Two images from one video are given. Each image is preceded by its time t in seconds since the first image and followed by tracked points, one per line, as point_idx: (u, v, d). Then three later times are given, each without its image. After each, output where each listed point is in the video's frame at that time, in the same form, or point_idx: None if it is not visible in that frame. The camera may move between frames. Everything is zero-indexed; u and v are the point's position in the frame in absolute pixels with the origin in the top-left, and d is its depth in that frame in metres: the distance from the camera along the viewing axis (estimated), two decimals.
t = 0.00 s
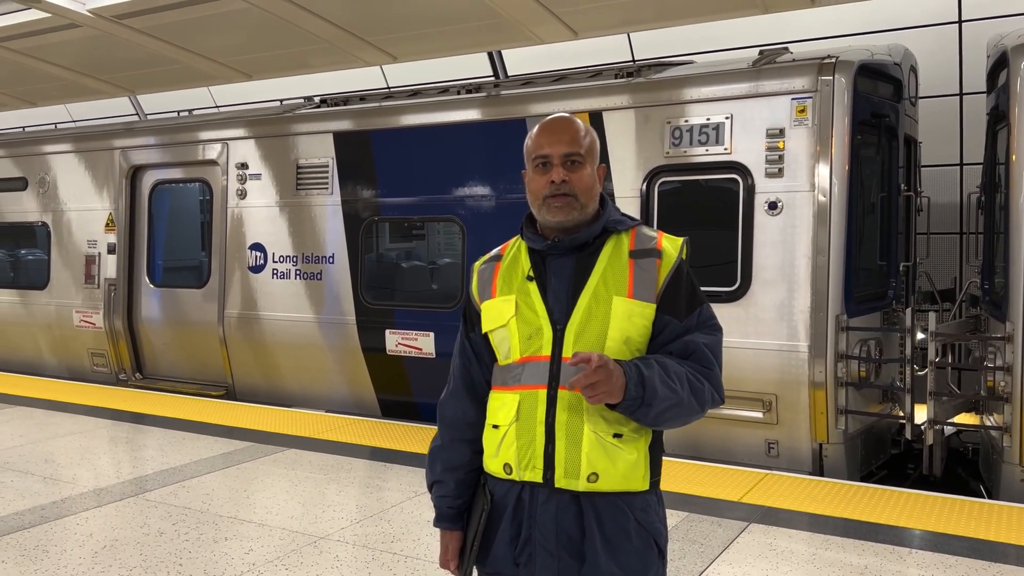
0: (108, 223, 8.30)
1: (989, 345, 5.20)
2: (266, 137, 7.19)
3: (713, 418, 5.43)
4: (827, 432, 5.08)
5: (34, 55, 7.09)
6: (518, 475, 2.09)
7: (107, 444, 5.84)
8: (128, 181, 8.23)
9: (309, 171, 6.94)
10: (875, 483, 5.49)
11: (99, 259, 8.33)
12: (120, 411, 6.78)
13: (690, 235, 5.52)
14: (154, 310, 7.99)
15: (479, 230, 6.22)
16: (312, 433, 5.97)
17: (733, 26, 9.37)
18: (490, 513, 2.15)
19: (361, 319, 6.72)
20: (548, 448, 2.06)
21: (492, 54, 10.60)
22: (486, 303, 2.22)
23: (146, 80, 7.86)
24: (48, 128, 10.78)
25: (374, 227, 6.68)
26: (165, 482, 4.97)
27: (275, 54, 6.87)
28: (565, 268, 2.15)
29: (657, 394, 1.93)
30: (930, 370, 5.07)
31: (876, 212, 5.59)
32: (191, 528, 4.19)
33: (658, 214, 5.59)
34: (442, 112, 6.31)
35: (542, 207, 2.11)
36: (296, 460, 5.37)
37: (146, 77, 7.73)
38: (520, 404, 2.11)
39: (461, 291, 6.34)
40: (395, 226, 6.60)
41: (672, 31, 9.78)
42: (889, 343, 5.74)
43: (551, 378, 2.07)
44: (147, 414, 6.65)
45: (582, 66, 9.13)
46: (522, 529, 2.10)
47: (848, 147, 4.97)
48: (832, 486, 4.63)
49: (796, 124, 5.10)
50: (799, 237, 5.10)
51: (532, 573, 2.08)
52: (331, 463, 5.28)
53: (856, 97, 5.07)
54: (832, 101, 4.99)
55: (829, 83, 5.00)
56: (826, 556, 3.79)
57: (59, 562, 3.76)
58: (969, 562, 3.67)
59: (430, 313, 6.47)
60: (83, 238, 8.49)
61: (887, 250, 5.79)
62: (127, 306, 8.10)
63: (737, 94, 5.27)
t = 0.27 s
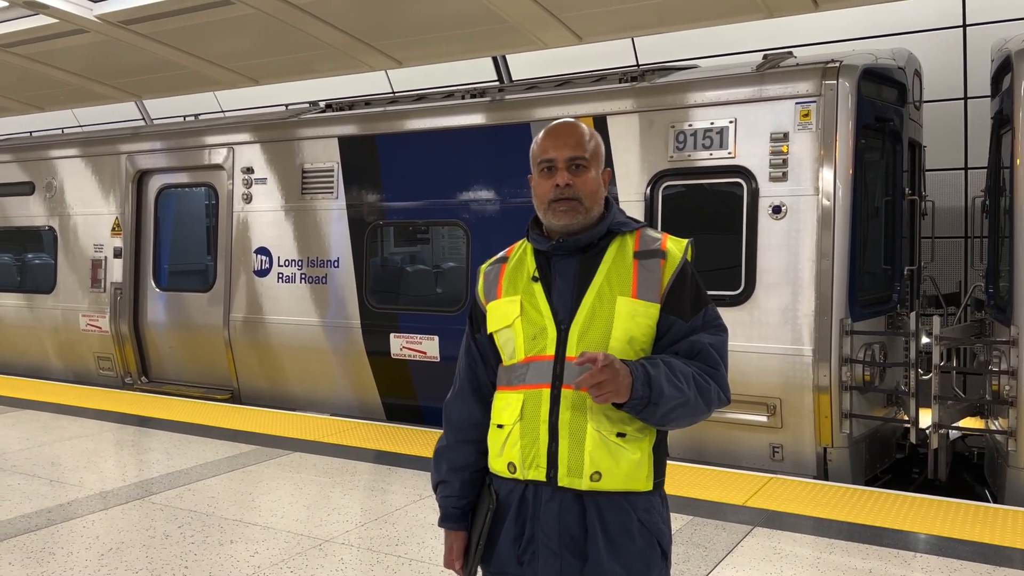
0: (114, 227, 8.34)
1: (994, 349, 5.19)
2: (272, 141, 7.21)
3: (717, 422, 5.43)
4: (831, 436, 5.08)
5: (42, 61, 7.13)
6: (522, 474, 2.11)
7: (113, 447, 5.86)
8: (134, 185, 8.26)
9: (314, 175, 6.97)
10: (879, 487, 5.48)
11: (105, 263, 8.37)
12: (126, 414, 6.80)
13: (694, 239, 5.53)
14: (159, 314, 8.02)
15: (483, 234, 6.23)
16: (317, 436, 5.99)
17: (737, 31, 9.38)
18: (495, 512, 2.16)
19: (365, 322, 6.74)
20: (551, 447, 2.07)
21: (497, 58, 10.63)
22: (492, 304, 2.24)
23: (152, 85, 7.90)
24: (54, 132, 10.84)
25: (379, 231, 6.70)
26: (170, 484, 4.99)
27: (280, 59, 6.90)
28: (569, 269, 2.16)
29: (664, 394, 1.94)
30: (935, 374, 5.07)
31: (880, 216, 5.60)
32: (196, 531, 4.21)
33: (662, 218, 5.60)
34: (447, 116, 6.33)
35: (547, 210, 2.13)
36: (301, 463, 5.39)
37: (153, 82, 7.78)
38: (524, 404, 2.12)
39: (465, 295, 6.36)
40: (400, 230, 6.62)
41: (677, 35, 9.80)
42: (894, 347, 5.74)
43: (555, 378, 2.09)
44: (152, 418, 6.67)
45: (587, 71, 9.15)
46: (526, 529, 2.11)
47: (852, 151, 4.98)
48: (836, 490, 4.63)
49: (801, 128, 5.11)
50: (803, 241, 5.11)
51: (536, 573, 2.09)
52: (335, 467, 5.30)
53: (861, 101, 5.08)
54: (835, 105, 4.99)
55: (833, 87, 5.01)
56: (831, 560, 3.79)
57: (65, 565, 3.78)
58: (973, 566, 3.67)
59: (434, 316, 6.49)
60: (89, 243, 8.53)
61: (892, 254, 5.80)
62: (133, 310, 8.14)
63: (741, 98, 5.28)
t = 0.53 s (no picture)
0: (120, 230, 8.37)
1: (999, 350, 5.19)
2: (277, 144, 7.24)
3: (722, 423, 5.43)
4: (836, 437, 5.08)
5: (48, 64, 7.16)
6: (527, 471, 2.12)
7: (119, 448, 5.88)
8: (140, 188, 8.29)
9: (319, 177, 6.99)
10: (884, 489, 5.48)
11: (111, 265, 8.40)
12: (132, 416, 6.83)
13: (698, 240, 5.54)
14: (165, 315, 8.05)
15: (488, 236, 6.25)
16: (323, 437, 6.00)
17: (741, 33, 9.39)
18: (500, 509, 2.17)
19: (370, 324, 6.76)
20: (556, 444, 2.08)
21: (501, 61, 10.65)
22: (497, 302, 2.25)
23: (158, 88, 7.94)
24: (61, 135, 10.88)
25: (384, 233, 6.72)
26: (176, 485, 5.00)
27: (286, 62, 6.93)
28: (574, 267, 2.17)
29: (669, 392, 1.95)
30: (940, 375, 5.07)
31: (885, 217, 5.60)
32: (203, 531, 4.22)
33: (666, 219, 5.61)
34: (451, 118, 6.34)
35: (552, 210, 2.14)
36: (306, 464, 5.40)
37: (158, 85, 7.81)
38: (530, 401, 2.13)
39: (470, 296, 6.37)
40: (405, 232, 6.64)
41: (681, 37, 9.81)
42: (898, 348, 5.73)
43: (560, 375, 2.10)
44: (158, 419, 6.69)
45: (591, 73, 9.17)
46: (531, 525, 2.11)
47: (856, 152, 4.98)
48: (841, 491, 4.63)
49: (805, 129, 5.11)
50: (807, 241, 5.11)
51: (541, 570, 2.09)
52: (340, 468, 5.31)
53: (865, 103, 5.09)
54: (840, 106, 5.00)
55: (838, 89, 5.02)
56: (836, 561, 3.79)
57: (73, 564, 3.80)
58: (978, 567, 3.67)
59: (439, 318, 6.50)
60: (95, 245, 8.56)
61: (896, 255, 5.80)
62: (139, 312, 8.17)
63: (745, 100, 5.29)
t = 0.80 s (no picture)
0: (124, 232, 8.39)
1: (1003, 351, 5.19)
2: (280, 146, 7.25)
3: (725, 425, 5.43)
4: (839, 438, 5.08)
5: (52, 66, 7.18)
6: (532, 472, 2.12)
7: (123, 450, 5.89)
8: (144, 190, 8.31)
9: (322, 179, 7.00)
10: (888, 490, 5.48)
11: (115, 267, 8.41)
12: (136, 417, 6.84)
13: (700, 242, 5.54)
14: (169, 317, 8.06)
15: (490, 237, 6.25)
16: (326, 439, 6.01)
17: (743, 34, 9.39)
18: (505, 511, 2.18)
19: (373, 326, 6.77)
20: (561, 445, 2.09)
21: (504, 63, 10.66)
22: (502, 304, 2.25)
23: (161, 90, 7.95)
24: (64, 138, 10.91)
25: (387, 235, 6.72)
26: (180, 487, 5.01)
27: (289, 64, 6.94)
28: (579, 269, 2.17)
29: (675, 395, 1.95)
30: (943, 376, 5.06)
31: (887, 219, 5.60)
32: (206, 533, 4.23)
33: (669, 220, 5.61)
34: (454, 120, 6.35)
35: (557, 213, 2.14)
36: (310, 465, 5.41)
37: (161, 87, 7.83)
38: (534, 402, 2.14)
39: (473, 298, 6.37)
40: (408, 234, 6.64)
41: (683, 39, 9.81)
42: (902, 349, 5.73)
43: (565, 376, 2.10)
44: (161, 421, 6.70)
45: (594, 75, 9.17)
46: (535, 526, 2.12)
47: (859, 153, 4.98)
48: (844, 492, 4.63)
49: (807, 131, 5.12)
50: (810, 243, 5.11)
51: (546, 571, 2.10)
52: (344, 469, 5.31)
53: (867, 104, 5.09)
54: (842, 108, 5.01)
55: (841, 90, 5.02)
56: (839, 562, 3.79)
57: (77, 566, 3.81)
58: (982, 568, 3.67)
59: (442, 320, 6.51)
60: (99, 247, 8.58)
61: (899, 256, 5.80)
62: (143, 314, 8.18)
63: (747, 101, 5.30)
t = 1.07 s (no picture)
0: (124, 233, 8.39)
1: (1003, 351, 5.18)
2: (280, 147, 7.25)
3: (725, 426, 5.43)
4: (839, 439, 5.08)
5: (52, 68, 7.19)
6: (532, 474, 2.12)
7: (123, 451, 5.89)
8: (144, 191, 8.31)
9: (322, 180, 7.00)
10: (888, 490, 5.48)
11: (115, 268, 8.42)
12: (136, 419, 6.84)
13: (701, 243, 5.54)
14: (169, 318, 8.06)
15: (491, 238, 6.25)
16: (326, 440, 6.01)
17: (743, 34, 9.39)
18: (505, 512, 2.18)
19: (374, 327, 6.77)
20: (561, 447, 2.09)
21: (504, 63, 10.66)
22: (503, 305, 2.25)
23: (161, 91, 7.96)
24: (64, 139, 10.91)
25: (387, 236, 6.73)
26: (180, 488, 5.01)
27: (289, 65, 6.95)
28: (580, 271, 2.17)
29: (679, 397, 1.95)
30: (943, 377, 5.06)
31: (888, 219, 5.60)
32: (207, 534, 4.23)
33: (669, 221, 5.61)
34: (454, 121, 6.35)
35: (558, 215, 2.14)
36: (310, 467, 5.41)
37: (162, 89, 7.83)
38: (535, 404, 2.14)
39: (473, 299, 6.38)
40: (408, 235, 6.64)
41: (683, 40, 9.81)
42: (902, 349, 5.73)
43: (565, 378, 2.10)
44: (162, 422, 6.70)
45: (594, 76, 9.17)
46: (536, 528, 2.11)
47: (859, 154, 4.98)
48: (845, 493, 4.63)
49: (808, 131, 5.12)
50: (810, 243, 5.11)
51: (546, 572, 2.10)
52: (344, 470, 5.31)
53: (867, 104, 5.09)
54: (842, 108, 5.01)
55: (841, 91, 5.02)
56: (840, 562, 3.79)
57: (78, 567, 3.81)
58: (983, 569, 3.67)
59: (442, 320, 6.51)
60: (99, 248, 8.58)
61: (900, 257, 5.79)
62: (143, 315, 8.18)
63: (747, 102, 5.30)
